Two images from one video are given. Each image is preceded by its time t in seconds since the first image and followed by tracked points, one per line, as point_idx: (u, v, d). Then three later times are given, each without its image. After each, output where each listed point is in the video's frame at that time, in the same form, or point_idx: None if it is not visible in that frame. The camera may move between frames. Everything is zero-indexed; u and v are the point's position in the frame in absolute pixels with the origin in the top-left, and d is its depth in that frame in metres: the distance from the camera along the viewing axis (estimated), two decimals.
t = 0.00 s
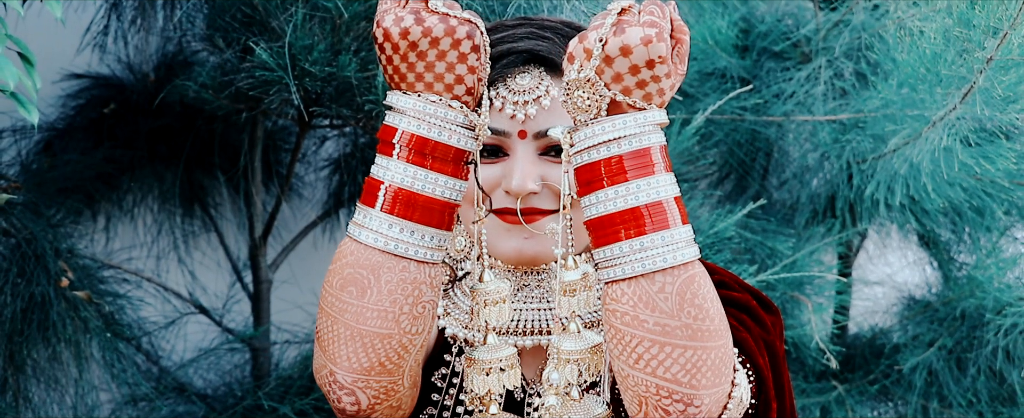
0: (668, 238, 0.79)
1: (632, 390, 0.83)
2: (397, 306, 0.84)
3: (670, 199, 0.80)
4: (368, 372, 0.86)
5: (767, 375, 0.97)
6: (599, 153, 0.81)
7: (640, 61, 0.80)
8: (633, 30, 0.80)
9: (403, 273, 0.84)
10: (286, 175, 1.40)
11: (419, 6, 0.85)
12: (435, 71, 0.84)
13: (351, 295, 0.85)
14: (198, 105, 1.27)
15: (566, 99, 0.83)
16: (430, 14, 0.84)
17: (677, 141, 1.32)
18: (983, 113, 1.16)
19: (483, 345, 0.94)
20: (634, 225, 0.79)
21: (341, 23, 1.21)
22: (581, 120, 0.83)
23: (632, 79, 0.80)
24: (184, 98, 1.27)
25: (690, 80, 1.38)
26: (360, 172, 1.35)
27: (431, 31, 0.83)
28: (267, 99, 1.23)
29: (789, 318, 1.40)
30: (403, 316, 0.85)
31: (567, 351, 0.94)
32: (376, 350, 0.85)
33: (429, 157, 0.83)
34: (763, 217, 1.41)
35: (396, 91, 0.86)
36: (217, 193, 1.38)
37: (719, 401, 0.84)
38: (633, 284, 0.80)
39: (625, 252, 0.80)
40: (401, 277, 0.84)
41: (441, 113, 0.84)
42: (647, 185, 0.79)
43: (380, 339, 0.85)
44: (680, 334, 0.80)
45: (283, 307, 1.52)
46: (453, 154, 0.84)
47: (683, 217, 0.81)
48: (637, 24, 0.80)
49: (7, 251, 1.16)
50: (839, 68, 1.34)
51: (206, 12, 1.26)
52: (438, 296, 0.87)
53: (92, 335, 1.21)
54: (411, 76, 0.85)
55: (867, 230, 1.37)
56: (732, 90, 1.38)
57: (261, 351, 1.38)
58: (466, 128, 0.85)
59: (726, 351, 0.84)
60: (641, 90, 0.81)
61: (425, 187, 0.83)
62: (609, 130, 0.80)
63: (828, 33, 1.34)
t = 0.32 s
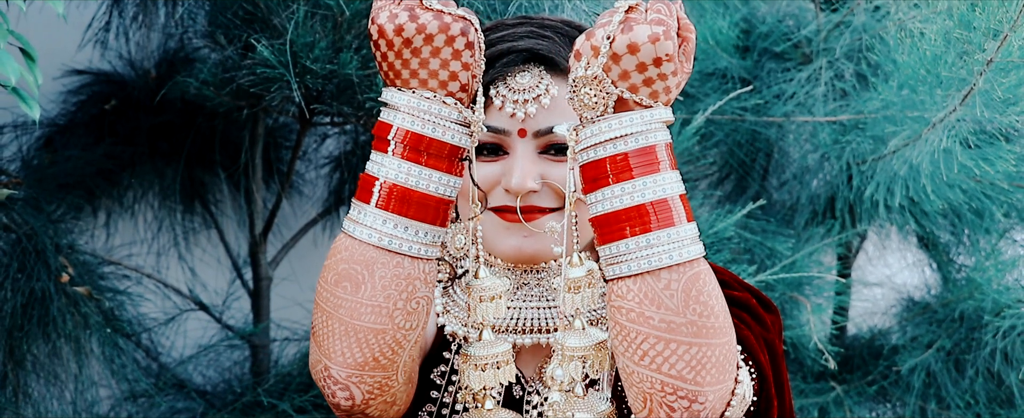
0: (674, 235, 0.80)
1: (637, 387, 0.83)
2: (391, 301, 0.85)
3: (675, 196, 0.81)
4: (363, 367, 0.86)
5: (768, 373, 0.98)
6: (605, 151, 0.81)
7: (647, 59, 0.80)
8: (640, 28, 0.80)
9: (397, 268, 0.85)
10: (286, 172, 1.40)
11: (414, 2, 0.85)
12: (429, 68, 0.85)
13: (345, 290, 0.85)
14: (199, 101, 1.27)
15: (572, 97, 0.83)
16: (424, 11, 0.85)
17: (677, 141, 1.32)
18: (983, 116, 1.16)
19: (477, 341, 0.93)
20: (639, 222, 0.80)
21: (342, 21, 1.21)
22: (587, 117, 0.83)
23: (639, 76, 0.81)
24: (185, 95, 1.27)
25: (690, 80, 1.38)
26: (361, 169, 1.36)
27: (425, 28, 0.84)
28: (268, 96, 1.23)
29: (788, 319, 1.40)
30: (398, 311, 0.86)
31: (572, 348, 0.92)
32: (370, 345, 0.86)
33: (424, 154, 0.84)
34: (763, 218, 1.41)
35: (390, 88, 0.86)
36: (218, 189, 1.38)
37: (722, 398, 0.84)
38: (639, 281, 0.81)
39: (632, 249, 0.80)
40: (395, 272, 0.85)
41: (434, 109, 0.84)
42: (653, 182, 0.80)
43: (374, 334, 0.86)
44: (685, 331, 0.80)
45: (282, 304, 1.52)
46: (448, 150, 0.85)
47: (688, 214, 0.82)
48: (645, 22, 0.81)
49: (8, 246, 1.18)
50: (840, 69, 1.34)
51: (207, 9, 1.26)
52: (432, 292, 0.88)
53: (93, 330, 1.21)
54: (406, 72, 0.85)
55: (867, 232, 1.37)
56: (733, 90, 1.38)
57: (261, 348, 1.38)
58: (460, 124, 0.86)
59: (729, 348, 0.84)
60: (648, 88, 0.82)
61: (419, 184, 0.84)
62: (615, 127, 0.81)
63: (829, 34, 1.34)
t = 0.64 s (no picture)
0: (680, 234, 0.81)
1: (642, 384, 0.84)
2: (386, 297, 0.86)
3: (681, 195, 0.82)
4: (358, 363, 0.87)
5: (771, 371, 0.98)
6: (611, 150, 0.83)
7: (654, 58, 0.82)
8: (648, 27, 0.82)
9: (392, 265, 0.86)
10: (286, 171, 1.40)
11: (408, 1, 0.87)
12: (424, 65, 0.86)
13: (341, 286, 0.86)
14: (201, 99, 1.28)
15: (578, 94, 0.85)
16: (418, 9, 0.86)
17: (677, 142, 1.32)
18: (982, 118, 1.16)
19: (471, 338, 0.94)
20: (645, 221, 0.81)
21: (344, 19, 1.21)
22: (594, 115, 0.84)
23: (646, 75, 0.83)
24: (186, 93, 1.27)
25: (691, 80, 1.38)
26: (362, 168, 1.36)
27: (420, 25, 0.85)
28: (269, 94, 1.23)
29: (787, 320, 1.41)
30: (392, 307, 0.86)
31: (574, 346, 0.93)
32: (366, 341, 0.86)
33: (419, 151, 0.85)
34: (763, 218, 1.41)
35: (386, 85, 0.87)
36: (218, 187, 1.38)
37: (727, 397, 0.86)
38: (645, 278, 0.82)
39: (638, 247, 0.81)
40: (389, 269, 0.86)
41: (429, 107, 0.85)
42: (660, 181, 0.81)
43: (369, 330, 0.86)
44: (691, 329, 0.81)
45: (281, 301, 1.52)
46: (443, 147, 0.86)
47: (693, 212, 0.83)
48: (652, 21, 0.83)
49: (9, 243, 1.18)
50: (841, 71, 1.34)
51: (209, 7, 1.27)
52: (427, 289, 0.89)
53: (92, 327, 1.21)
54: (401, 70, 0.86)
55: (866, 233, 1.38)
56: (733, 91, 1.38)
57: (260, 345, 1.38)
58: (454, 121, 0.86)
59: (734, 347, 0.85)
60: (655, 87, 0.83)
61: (413, 181, 0.85)
62: (623, 126, 0.82)
63: (830, 35, 1.34)
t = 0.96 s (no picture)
0: (689, 234, 0.82)
1: (649, 384, 0.85)
2: (380, 295, 0.86)
3: (689, 195, 0.83)
4: (352, 361, 0.87)
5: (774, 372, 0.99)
6: (620, 149, 0.84)
7: (664, 59, 0.83)
8: (658, 28, 0.82)
9: (386, 263, 0.86)
10: (286, 169, 1.41)
11: (403, 0, 0.87)
12: (418, 65, 0.86)
13: (335, 284, 0.86)
14: (202, 98, 1.28)
15: (587, 95, 0.86)
16: (413, 9, 0.86)
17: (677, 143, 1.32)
18: (982, 122, 1.16)
19: (466, 337, 0.94)
20: (653, 221, 0.82)
21: (345, 19, 1.22)
22: (603, 115, 0.85)
23: (656, 76, 0.83)
24: (187, 91, 1.27)
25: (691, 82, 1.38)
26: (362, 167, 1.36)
27: (414, 25, 0.85)
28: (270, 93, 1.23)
29: (786, 322, 1.41)
30: (386, 305, 0.86)
31: (578, 345, 0.93)
32: (359, 339, 0.86)
33: (415, 151, 0.86)
34: (762, 221, 1.41)
35: (382, 84, 0.88)
36: (219, 185, 1.38)
37: (732, 397, 0.86)
38: (653, 278, 0.83)
39: (647, 247, 0.82)
40: (383, 267, 0.86)
41: (423, 107, 0.86)
42: (668, 181, 0.82)
43: (362, 328, 0.86)
44: (699, 329, 0.82)
45: (281, 300, 1.53)
46: (437, 146, 0.86)
47: (701, 213, 0.84)
48: (662, 22, 0.83)
49: (9, 240, 1.19)
50: (841, 74, 1.34)
51: (211, 5, 1.27)
52: (421, 287, 0.89)
53: (93, 324, 1.22)
54: (396, 70, 0.87)
55: (866, 236, 1.38)
56: (734, 93, 1.38)
57: (259, 343, 1.38)
58: (448, 121, 0.87)
59: (740, 347, 0.86)
60: (664, 88, 0.84)
61: (407, 179, 0.85)
62: (632, 125, 0.83)
63: (830, 38, 1.34)
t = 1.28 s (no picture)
0: (699, 236, 0.83)
1: (658, 385, 0.86)
2: (371, 295, 0.87)
3: (698, 197, 0.84)
4: (344, 360, 0.87)
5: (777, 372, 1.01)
6: (630, 151, 0.85)
7: (676, 61, 0.85)
8: (670, 30, 0.85)
9: (378, 262, 0.87)
10: (287, 170, 1.41)
11: (396, 2, 0.89)
12: (411, 66, 0.88)
13: (327, 284, 0.87)
14: (203, 97, 1.28)
15: (598, 97, 0.88)
16: (406, 10, 0.88)
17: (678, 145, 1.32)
18: (981, 126, 1.17)
19: (460, 336, 0.95)
20: (662, 224, 0.83)
21: (347, 20, 1.22)
22: (615, 116, 0.87)
23: (667, 78, 0.85)
24: (189, 91, 1.28)
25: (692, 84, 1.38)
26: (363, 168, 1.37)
27: (406, 26, 0.87)
28: (272, 93, 1.24)
29: (785, 325, 1.41)
30: (378, 305, 0.87)
31: (584, 345, 0.95)
32: (352, 338, 0.87)
33: (408, 151, 0.87)
34: (762, 223, 1.41)
35: (375, 85, 0.89)
36: (220, 185, 1.38)
37: (739, 399, 0.87)
38: (663, 280, 0.84)
39: (657, 248, 0.84)
40: (375, 266, 0.86)
41: (415, 107, 0.87)
42: (679, 182, 0.83)
43: (354, 328, 0.87)
44: (707, 330, 0.83)
45: (281, 300, 1.52)
46: (429, 146, 0.87)
47: (709, 216, 0.85)
48: (673, 25, 0.86)
49: (10, 238, 1.20)
50: (841, 77, 1.35)
51: (213, 5, 1.27)
52: (414, 287, 0.89)
53: (93, 323, 1.22)
54: (388, 70, 0.88)
55: (865, 240, 1.38)
56: (734, 96, 1.38)
57: (259, 343, 1.38)
58: (440, 121, 0.88)
59: (747, 350, 0.87)
60: (675, 90, 0.86)
61: (398, 179, 0.86)
62: (643, 127, 0.85)
63: (831, 42, 1.34)
